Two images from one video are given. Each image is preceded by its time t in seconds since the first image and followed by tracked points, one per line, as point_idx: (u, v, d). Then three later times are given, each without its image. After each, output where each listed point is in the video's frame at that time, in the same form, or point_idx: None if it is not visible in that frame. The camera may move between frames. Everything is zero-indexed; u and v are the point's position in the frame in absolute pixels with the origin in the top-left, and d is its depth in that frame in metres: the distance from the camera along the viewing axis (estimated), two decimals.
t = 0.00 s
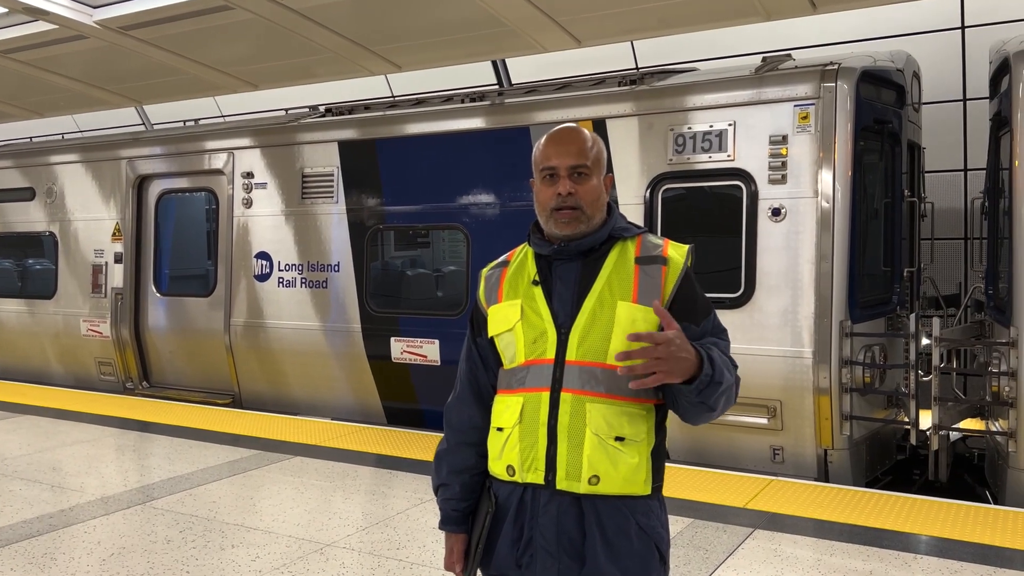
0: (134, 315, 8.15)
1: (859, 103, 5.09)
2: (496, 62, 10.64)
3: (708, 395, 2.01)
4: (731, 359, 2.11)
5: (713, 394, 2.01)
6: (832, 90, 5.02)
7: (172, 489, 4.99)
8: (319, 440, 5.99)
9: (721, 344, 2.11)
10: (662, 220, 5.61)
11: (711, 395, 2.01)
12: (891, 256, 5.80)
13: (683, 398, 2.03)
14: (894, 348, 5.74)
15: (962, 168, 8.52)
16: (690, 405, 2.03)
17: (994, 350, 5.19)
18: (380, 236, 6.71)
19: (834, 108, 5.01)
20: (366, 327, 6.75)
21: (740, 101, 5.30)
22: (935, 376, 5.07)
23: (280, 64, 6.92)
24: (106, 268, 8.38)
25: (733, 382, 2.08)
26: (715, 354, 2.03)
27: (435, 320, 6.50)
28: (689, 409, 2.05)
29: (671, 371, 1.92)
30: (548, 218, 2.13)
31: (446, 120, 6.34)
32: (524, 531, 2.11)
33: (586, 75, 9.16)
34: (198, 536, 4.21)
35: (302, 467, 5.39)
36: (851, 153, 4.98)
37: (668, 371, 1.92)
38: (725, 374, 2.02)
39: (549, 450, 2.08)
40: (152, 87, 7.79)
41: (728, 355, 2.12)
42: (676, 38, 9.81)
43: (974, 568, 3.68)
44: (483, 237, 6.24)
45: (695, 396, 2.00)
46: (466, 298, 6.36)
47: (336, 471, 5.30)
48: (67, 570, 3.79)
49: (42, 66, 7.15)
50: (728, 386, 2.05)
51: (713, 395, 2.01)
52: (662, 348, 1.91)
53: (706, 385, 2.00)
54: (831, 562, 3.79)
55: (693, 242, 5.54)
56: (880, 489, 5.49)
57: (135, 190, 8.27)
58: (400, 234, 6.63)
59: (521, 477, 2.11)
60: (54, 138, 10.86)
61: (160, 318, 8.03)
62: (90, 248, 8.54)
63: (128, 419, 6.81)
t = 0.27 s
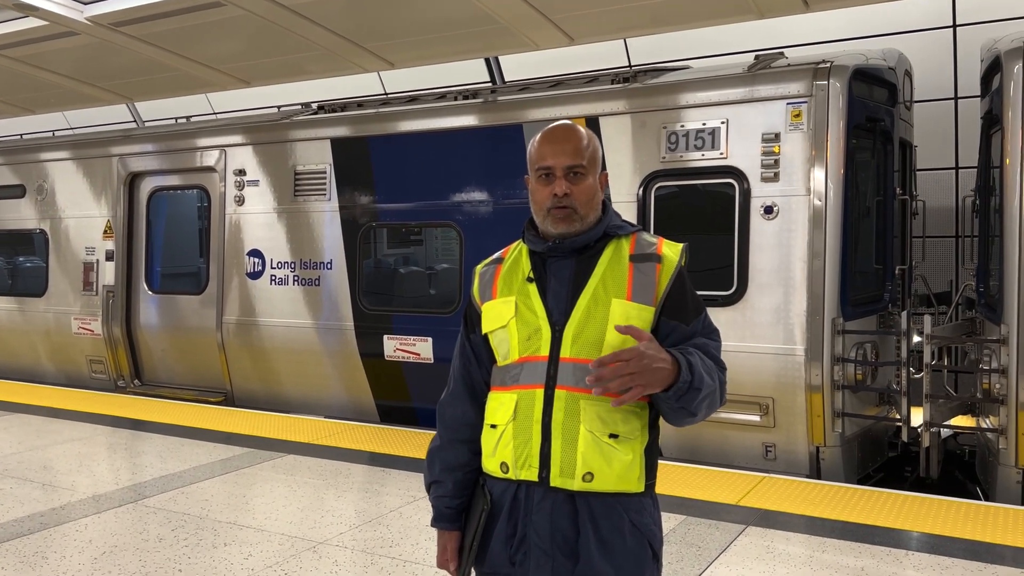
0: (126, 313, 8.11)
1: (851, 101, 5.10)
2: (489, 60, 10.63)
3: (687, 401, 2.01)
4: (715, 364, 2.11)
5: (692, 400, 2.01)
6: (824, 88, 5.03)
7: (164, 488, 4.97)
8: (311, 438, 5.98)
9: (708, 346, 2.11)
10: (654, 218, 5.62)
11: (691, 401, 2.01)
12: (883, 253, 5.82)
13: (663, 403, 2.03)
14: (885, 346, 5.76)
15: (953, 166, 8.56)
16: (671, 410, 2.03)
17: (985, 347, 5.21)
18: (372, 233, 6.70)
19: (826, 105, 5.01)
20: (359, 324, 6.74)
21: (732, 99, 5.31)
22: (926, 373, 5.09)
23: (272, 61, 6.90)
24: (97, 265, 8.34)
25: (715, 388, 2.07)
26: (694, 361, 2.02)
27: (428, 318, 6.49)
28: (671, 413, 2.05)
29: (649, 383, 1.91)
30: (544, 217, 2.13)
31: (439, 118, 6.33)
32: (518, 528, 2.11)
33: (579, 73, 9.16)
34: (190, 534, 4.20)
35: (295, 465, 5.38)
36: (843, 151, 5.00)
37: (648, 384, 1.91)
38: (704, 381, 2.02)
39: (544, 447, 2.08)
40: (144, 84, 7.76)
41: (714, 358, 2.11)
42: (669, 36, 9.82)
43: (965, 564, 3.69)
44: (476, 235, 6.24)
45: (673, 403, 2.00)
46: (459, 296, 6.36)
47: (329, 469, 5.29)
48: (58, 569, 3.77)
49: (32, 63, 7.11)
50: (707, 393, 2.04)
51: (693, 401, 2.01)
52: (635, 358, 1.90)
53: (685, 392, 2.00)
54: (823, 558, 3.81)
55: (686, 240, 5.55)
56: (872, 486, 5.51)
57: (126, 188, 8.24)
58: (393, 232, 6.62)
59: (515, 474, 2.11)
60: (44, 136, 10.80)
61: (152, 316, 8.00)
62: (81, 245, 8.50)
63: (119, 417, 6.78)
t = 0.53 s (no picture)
0: (114, 310, 8.07)
1: (842, 100, 5.11)
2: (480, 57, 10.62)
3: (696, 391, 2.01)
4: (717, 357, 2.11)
5: (702, 390, 2.01)
6: (815, 86, 5.04)
7: (153, 486, 4.95)
8: (301, 436, 5.96)
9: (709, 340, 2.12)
10: (646, 215, 5.62)
11: (700, 391, 2.01)
12: (873, 251, 5.84)
13: (671, 395, 2.03)
14: (875, 343, 5.78)
15: (943, 164, 8.61)
16: (677, 401, 2.03)
17: (973, 345, 5.24)
18: (363, 230, 6.68)
19: (817, 104, 5.03)
20: (349, 322, 6.72)
21: (723, 97, 5.32)
22: (916, 370, 5.11)
23: (262, 57, 6.87)
24: (85, 263, 8.29)
25: (717, 380, 2.06)
26: (703, 351, 2.03)
27: (418, 315, 6.48)
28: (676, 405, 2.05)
29: (664, 368, 1.92)
30: (537, 213, 2.13)
31: (430, 115, 6.32)
32: (508, 525, 2.11)
33: (570, 70, 9.16)
34: (179, 532, 4.18)
35: (285, 463, 5.36)
36: (833, 149, 5.01)
37: (660, 370, 1.92)
38: (711, 371, 2.03)
39: (534, 444, 2.08)
40: (133, 80, 7.72)
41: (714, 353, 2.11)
42: (660, 34, 9.83)
43: (953, 560, 3.71)
44: (467, 232, 6.23)
45: (683, 393, 2.00)
46: (450, 293, 6.35)
47: (319, 466, 5.28)
48: (47, 567, 3.75)
49: (19, 58, 7.06)
50: (715, 383, 2.05)
51: (701, 391, 2.01)
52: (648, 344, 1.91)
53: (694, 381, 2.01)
54: (813, 555, 3.82)
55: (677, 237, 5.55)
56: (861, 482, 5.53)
57: (115, 184, 8.19)
58: (384, 229, 6.61)
59: (505, 471, 2.11)
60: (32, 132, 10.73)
61: (141, 314, 7.96)
62: (69, 242, 8.45)
63: (108, 415, 6.75)
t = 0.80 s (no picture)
0: (100, 308, 8.02)
1: (828, 98, 5.13)
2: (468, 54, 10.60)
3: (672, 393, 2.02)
4: (697, 358, 2.11)
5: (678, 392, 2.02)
6: (802, 84, 5.05)
7: (139, 484, 4.92)
8: (289, 434, 5.94)
9: (690, 341, 2.12)
10: (634, 213, 5.63)
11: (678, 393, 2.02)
12: (859, 249, 5.87)
13: (647, 397, 2.04)
14: (861, 341, 5.81)
15: (928, 163, 8.67)
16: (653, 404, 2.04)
17: (958, 342, 5.27)
18: (351, 228, 6.66)
19: (804, 102, 5.04)
20: (337, 320, 6.70)
21: (711, 95, 5.32)
22: (902, 367, 5.14)
23: (249, 53, 6.83)
24: (70, 259, 8.23)
25: (697, 382, 2.07)
26: (680, 354, 2.03)
27: (406, 313, 6.46)
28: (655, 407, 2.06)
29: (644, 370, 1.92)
30: (525, 211, 2.12)
31: (418, 112, 6.30)
32: (496, 524, 2.10)
33: (559, 68, 9.16)
34: (165, 531, 4.16)
35: (272, 461, 5.34)
36: (820, 148, 5.03)
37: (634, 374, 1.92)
38: (689, 374, 2.02)
39: (522, 443, 2.07)
40: (118, 76, 7.66)
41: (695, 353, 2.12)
42: (648, 32, 9.84)
43: (939, 556, 3.74)
44: (455, 230, 6.22)
45: (659, 396, 2.01)
46: (438, 291, 6.34)
47: (307, 465, 5.26)
48: (31, 566, 3.72)
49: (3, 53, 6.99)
50: (693, 385, 2.05)
51: (678, 395, 2.02)
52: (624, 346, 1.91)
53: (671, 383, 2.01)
54: (800, 552, 3.84)
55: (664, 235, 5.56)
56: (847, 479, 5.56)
57: (100, 181, 8.14)
58: (372, 226, 6.59)
59: (493, 470, 2.11)
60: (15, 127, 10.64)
61: (127, 311, 7.91)
62: (54, 239, 8.38)
63: (93, 413, 6.70)
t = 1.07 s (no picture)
0: (83, 305, 7.96)
1: (813, 97, 5.16)
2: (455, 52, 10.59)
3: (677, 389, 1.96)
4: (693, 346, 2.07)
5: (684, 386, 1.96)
6: (787, 83, 5.08)
7: (122, 483, 4.89)
8: (274, 432, 5.92)
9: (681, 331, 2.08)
10: (620, 211, 5.64)
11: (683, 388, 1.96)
12: (843, 248, 5.90)
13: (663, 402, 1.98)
14: (846, 338, 5.85)
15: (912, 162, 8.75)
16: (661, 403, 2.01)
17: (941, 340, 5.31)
18: (337, 225, 6.65)
19: (789, 101, 5.07)
20: (323, 317, 6.69)
21: (697, 93, 5.34)
22: (885, 365, 5.18)
23: (235, 49, 6.79)
24: (53, 256, 8.17)
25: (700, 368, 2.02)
26: (677, 348, 1.98)
27: (393, 311, 6.45)
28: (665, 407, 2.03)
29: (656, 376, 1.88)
30: (505, 209, 2.12)
31: (404, 109, 6.29)
32: (480, 522, 2.11)
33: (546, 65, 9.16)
34: (149, 530, 4.14)
35: (257, 459, 5.32)
36: (805, 147, 5.06)
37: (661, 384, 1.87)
38: (692, 364, 1.97)
39: (505, 441, 2.08)
40: (102, 72, 7.60)
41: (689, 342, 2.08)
42: (634, 30, 9.86)
43: (921, 552, 3.77)
44: (441, 228, 6.21)
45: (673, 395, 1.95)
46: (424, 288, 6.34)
47: (292, 463, 5.25)
48: (13, 566, 3.70)
49: None
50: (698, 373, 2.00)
51: (690, 387, 1.97)
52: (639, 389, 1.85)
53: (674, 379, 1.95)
54: (784, 548, 3.86)
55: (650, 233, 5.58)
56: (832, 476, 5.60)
57: (84, 177, 8.07)
58: (358, 224, 6.57)
59: (476, 468, 2.11)
60: None
61: (111, 309, 7.86)
62: (37, 236, 8.31)
63: (77, 412, 6.65)
